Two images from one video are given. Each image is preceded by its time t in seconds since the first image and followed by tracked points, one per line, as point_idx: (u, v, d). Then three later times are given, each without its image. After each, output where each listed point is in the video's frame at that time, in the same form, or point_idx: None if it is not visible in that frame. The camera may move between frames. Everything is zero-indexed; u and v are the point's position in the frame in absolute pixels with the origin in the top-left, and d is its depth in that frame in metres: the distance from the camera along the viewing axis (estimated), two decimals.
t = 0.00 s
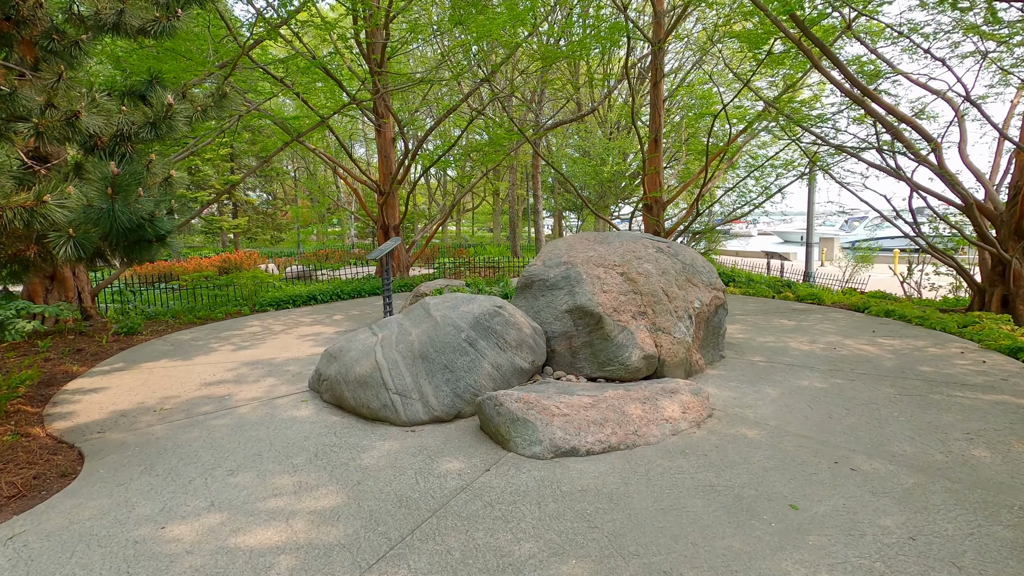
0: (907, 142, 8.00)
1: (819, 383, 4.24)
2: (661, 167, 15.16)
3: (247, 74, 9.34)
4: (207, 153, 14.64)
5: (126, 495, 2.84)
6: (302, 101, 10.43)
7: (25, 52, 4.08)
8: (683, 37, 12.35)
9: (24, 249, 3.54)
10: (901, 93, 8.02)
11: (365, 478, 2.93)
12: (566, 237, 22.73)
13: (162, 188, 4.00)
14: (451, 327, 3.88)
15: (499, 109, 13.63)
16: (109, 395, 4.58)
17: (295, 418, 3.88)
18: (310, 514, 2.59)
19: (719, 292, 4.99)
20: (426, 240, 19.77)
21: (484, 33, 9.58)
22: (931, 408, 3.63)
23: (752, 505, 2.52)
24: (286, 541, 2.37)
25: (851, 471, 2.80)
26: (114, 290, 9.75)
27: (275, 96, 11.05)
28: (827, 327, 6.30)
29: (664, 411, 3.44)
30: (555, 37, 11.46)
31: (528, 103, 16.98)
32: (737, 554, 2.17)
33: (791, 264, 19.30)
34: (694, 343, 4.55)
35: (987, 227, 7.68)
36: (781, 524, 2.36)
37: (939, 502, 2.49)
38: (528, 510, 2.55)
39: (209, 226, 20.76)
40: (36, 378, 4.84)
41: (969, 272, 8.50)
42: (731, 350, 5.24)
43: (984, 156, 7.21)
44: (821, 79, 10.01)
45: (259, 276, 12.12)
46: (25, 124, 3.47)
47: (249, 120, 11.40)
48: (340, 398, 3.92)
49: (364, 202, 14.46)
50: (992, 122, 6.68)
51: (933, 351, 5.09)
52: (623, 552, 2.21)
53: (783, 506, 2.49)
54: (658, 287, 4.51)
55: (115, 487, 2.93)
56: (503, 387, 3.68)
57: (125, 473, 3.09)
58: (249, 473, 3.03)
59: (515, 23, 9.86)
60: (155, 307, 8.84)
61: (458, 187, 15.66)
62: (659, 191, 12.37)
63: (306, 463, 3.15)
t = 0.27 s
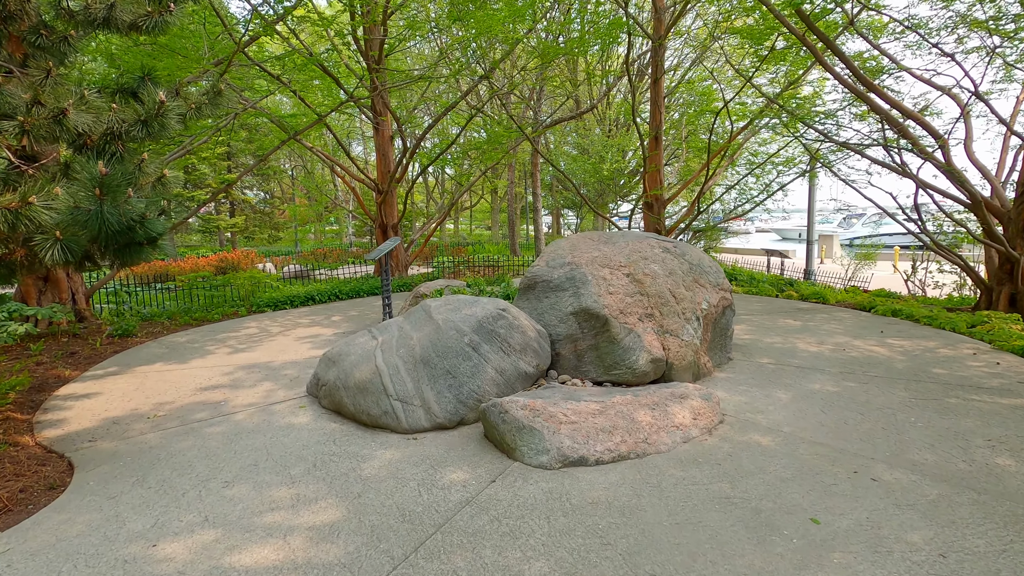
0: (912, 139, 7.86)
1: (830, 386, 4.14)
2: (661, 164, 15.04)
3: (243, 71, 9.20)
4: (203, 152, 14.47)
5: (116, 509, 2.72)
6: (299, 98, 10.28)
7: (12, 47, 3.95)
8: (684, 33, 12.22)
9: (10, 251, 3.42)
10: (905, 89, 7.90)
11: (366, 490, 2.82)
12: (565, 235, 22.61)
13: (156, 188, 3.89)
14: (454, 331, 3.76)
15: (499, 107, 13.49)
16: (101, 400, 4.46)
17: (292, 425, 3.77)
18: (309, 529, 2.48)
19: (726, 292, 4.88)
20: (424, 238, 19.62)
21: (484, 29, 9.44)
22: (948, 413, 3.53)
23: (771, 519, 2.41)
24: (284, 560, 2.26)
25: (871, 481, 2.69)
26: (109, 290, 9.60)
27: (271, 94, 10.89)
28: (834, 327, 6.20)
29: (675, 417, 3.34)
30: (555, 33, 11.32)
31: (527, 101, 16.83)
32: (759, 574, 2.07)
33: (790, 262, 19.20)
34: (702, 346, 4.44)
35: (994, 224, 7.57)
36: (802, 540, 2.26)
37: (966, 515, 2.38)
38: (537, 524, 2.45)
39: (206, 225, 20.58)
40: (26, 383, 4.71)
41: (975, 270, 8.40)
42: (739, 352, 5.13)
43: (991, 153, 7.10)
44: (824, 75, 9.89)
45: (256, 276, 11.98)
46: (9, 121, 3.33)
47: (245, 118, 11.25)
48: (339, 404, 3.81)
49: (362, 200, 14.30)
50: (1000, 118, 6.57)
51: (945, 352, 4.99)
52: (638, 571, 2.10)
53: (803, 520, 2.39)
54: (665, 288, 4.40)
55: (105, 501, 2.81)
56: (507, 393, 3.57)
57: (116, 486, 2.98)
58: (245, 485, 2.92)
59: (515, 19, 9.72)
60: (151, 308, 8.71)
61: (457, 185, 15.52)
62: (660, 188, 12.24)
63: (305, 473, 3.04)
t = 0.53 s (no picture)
0: (920, 137, 7.75)
1: (845, 390, 4.03)
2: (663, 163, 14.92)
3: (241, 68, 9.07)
4: (201, 150, 14.34)
5: (109, 522, 2.61)
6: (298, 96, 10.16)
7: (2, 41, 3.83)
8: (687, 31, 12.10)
9: None
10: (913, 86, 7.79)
11: (369, 501, 2.71)
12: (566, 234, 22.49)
13: (152, 186, 3.77)
14: (459, 334, 3.66)
15: (499, 105, 13.37)
16: (96, 405, 4.34)
17: (292, 431, 3.65)
18: (310, 544, 2.37)
19: (736, 294, 4.77)
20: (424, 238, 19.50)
21: (485, 26, 9.32)
22: (969, 419, 3.42)
23: (795, 533, 2.30)
24: None
25: (896, 492, 2.59)
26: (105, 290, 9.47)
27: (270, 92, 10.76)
28: (844, 329, 6.09)
29: (688, 424, 3.23)
30: (556, 30, 11.19)
31: (527, 99, 16.71)
32: None
33: (792, 261, 19.10)
34: (713, 349, 4.33)
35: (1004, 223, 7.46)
36: (829, 555, 2.15)
37: (999, 528, 2.28)
38: (549, 538, 2.34)
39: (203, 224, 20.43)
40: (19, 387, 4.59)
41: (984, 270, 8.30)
42: (748, 355, 5.03)
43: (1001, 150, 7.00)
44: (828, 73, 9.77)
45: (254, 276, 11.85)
46: None
47: (243, 116, 11.11)
48: (341, 410, 3.69)
49: (361, 199, 14.17)
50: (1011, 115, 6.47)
51: (959, 355, 4.88)
52: None
53: (828, 535, 2.28)
54: (675, 290, 4.29)
55: (98, 513, 2.70)
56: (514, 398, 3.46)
57: (110, 497, 2.86)
58: (243, 496, 2.80)
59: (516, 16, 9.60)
60: (148, 309, 8.58)
61: (457, 184, 15.39)
62: (663, 187, 12.17)
63: (306, 483, 2.92)
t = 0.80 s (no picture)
0: (928, 136, 7.66)
1: (862, 396, 3.93)
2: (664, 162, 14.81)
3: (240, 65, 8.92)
4: (197, 148, 14.15)
5: (102, 537, 2.48)
6: (296, 93, 9.99)
7: None
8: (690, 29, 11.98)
9: None
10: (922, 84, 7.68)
11: (376, 513, 2.59)
12: (564, 234, 22.39)
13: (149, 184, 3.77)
14: (467, 338, 3.55)
15: (500, 104, 13.23)
16: (90, 410, 4.20)
17: (294, 438, 3.53)
18: (316, 560, 2.25)
19: (747, 296, 4.66)
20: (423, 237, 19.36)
21: (488, 23, 9.19)
22: (993, 427, 3.33)
23: (825, 550, 2.20)
24: None
25: (926, 504, 2.49)
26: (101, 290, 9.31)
27: (268, 90, 10.62)
28: (854, 332, 5.98)
29: (705, 431, 3.12)
30: (558, 27, 11.07)
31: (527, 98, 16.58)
32: None
33: (792, 262, 19.03)
34: (725, 353, 4.23)
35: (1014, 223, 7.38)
36: (864, 573, 2.05)
37: None
38: (567, 554, 2.23)
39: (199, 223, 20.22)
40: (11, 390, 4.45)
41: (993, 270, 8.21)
42: (759, 358, 4.92)
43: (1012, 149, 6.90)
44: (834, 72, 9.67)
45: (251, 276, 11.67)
46: None
47: (239, 114, 10.95)
48: (344, 415, 3.58)
49: (360, 198, 14.04)
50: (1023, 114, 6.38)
51: (975, 359, 4.80)
52: None
53: (860, 551, 2.18)
54: (687, 292, 4.19)
55: (91, 526, 2.57)
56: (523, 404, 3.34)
57: (103, 509, 2.74)
58: (245, 507, 2.68)
59: (520, 14, 9.47)
60: (144, 309, 8.42)
61: (456, 183, 15.25)
62: (665, 187, 12.01)
63: (309, 493, 2.80)
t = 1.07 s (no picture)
0: (933, 136, 7.60)
1: (877, 400, 3.86)
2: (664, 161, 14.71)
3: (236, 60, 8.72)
4: (191, 144, 13.93)
5: (98, 554, 2.36)
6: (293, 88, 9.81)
7: None
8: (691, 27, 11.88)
9: None
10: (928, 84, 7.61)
11: (385, 527, 2.48)
12: (562, 232, 22.26)
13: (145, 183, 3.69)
14: (475, 342, 3.45)
15: (499, 102, 13.09)
16: (84, 415, 4.07)
17: (296, 445, 3.42)
18: None
19: (757, 298, 4.58)
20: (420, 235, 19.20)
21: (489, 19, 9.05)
22: (1014, 433, 3.26)
23: (856, 567, 2.11)
24: None
25: (956, 518, 2.41)
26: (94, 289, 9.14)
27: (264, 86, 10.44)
28: (862, 334, 5.91)
29: (721, 439, 3.03)
30: (559, 23, 10.93)
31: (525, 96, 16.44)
32: None
33: (791, 261, 19.01)
34: (736, 356, 4.15)
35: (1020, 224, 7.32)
36: None
37: None
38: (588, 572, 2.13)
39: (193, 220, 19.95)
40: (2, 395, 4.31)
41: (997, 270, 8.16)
42: (769, 361, 4.84)
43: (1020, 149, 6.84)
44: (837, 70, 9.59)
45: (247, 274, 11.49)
46: None
47: (234, 110, 10.76)
48: (348, 421, 3.47)
49: (357, 196, 13.88)
50: None
51: (987, 362, 4.74)
52: None
53: (893, 568, 2.10)
54: (699, 294, 4.11)
55: (86, 541, 2.46)
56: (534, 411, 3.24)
57: (100, 521, 2.62)
58: (247, 520, 2.57)
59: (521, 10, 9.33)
60: (138, 309, 8.26)
61: (454, 181, 15.11)
62: (666, 186, 11.89)
63: (314, 505, 2.69)
